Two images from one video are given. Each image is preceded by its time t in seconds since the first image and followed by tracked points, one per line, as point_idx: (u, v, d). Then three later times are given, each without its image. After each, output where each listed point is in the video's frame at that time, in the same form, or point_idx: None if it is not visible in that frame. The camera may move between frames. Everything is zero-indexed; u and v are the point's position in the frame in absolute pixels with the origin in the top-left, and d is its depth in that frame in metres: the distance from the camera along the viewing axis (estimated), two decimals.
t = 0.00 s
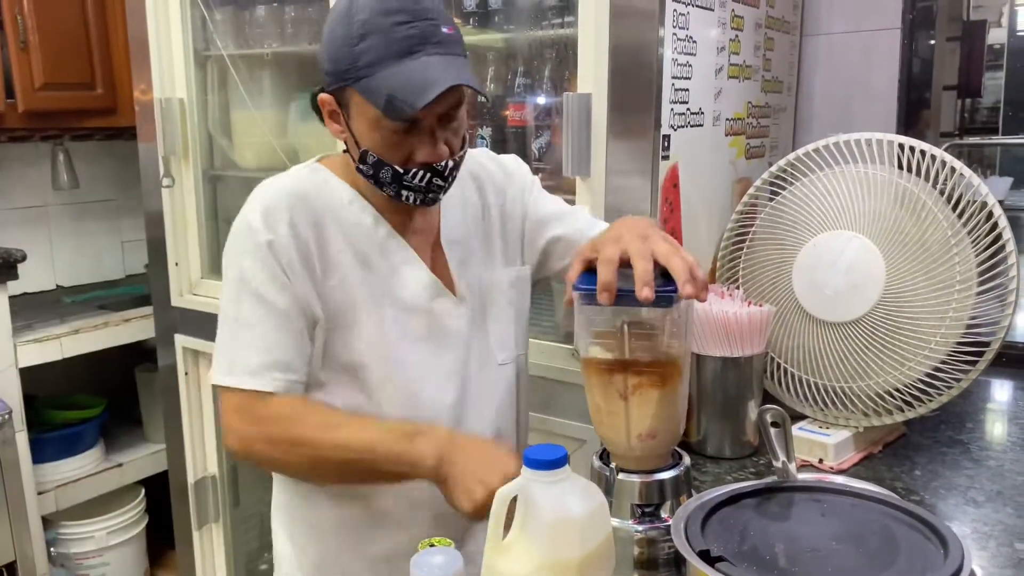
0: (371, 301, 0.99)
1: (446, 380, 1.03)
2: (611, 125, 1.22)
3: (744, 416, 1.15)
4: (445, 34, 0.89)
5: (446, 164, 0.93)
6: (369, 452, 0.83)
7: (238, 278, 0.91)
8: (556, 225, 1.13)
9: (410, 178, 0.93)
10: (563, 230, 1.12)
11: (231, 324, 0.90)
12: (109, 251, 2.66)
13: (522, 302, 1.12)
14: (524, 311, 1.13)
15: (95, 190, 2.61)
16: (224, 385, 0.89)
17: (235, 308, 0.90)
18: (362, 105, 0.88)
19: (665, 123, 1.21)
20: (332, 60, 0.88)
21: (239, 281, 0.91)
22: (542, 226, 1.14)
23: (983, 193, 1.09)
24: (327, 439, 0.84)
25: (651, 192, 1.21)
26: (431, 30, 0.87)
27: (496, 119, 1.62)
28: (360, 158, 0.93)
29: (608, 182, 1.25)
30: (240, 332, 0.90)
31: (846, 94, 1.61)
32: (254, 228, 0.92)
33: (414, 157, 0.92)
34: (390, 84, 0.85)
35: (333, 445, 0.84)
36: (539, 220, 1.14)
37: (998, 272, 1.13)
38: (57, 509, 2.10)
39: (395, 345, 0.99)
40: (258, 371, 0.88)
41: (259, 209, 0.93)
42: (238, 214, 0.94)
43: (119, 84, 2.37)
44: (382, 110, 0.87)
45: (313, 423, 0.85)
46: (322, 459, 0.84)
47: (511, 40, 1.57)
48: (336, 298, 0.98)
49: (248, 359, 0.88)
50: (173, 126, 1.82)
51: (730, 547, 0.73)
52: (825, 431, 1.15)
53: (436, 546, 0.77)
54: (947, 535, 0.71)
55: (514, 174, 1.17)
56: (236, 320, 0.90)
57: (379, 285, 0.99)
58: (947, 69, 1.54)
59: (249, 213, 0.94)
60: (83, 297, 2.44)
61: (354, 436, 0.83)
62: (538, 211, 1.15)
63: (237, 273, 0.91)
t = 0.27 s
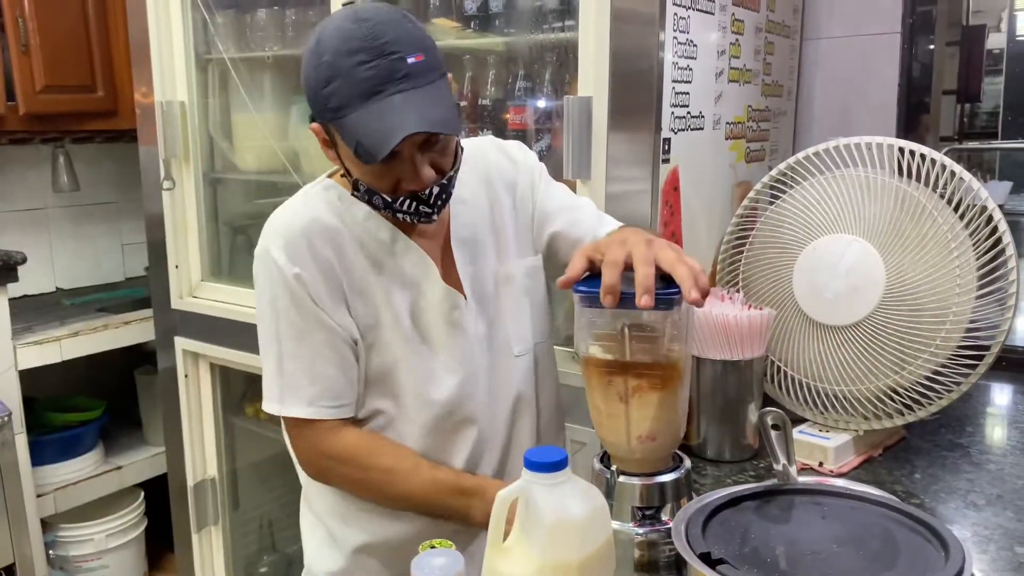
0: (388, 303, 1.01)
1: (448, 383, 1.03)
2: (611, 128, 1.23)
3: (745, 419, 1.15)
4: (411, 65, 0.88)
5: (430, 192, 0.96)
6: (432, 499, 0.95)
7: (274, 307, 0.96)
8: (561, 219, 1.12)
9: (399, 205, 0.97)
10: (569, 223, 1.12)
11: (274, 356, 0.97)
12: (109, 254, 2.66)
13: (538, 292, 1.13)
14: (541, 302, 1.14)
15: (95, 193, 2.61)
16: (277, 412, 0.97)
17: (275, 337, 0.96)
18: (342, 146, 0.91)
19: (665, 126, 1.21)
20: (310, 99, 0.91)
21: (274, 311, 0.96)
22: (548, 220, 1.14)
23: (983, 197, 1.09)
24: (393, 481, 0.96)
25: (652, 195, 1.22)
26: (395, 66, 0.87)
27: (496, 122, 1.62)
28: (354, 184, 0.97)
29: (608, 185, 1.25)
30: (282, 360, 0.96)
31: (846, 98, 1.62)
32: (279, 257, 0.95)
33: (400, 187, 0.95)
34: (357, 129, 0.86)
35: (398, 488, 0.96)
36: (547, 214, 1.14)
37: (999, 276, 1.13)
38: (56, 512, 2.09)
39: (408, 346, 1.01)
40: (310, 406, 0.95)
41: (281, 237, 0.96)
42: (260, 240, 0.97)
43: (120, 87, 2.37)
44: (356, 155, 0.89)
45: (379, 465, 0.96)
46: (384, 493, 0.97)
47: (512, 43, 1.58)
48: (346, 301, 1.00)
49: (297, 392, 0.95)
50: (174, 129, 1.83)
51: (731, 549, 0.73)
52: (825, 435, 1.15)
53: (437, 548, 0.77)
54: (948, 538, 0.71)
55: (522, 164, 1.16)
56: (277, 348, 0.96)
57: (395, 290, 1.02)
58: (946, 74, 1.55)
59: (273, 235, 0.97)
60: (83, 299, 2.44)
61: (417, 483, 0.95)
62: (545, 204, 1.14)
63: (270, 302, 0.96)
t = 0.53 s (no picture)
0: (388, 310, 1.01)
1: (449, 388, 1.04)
2: (611, 134, 1.23)
3: (744, 424, 1.15)
4: (397, 82, 0.88)
5: (424, 206, 0.96)
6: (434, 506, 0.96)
7: (278, 318, 0.96)
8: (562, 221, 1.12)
9: (394, 219, 0.97)
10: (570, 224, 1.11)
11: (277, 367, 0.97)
12: (109, 256, 2.66)
13: (539, 295, 1.14)
14: (543, 304, 1.14)
15: (96, 195, 2.61)
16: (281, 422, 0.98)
17: (278, 349, 0.97)
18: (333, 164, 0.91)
19: (666, 132, 1.22)
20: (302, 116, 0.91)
21: (277, 323, 0.96)
22: (550, 221, 1.14)
23: (982, 204, 1.10)
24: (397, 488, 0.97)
25: (652, 201, 1.22)
26: (381, 84, 0.87)
27: (497, 127, 1.63)
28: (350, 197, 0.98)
29: (609, 191, 1.25)
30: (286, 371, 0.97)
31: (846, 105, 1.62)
32: (282, 269, 0.96)
33: (394, 203, 0.95)
34: (345, 150, 0.87)
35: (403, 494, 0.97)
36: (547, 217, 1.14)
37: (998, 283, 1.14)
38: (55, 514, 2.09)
39: (413, 351, 1.02)
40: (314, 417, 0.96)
41: (284, 250, 0.97)
42: (263, 253, 0.98)
43: (121, 90, 2.37)
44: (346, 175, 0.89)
45: (384, 473, 0.97)
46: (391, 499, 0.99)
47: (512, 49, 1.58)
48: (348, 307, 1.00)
49: (301, 403, 0.96)
50: (175, 132, 1.83)
51: (730, 555, 0.73)
52: (824, 441, 1.15)
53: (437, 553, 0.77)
54: (947, 546, 0.72)
55: (523, 166, 1.16)
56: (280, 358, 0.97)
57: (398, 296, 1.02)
58: (945, 81, 1.55)
59: (276, 246, 0.97)
60: (83, 302, 2.44)
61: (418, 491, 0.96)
62: (546, 206, 1.14)
63: (274, 313, 0.96)
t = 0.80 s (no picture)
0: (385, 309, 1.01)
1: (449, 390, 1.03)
2: (613, 137, 1.23)
3: (745, 429, 1.15)
4: (394, 72, 0.88)
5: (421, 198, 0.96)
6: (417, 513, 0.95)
7: (272, 315, 0.97)
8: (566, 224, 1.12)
9: (393, 212, 0.97)
10: (574, 228, 1.11)
11: (267, 364, 0.98)
12: (109, 257, 2.65)
13: (540, 299, 1.14)
14: (543, 309, 1.14)
15: (96, 196, 2.61)
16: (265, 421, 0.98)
17: (270, 345, 0.97)
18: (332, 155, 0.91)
19: (667, 136, 1.22)
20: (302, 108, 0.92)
21: (270, 319, 0.97)
22: (553, 226, 1.14)
23: (984, 209, 1.10)
24: (379, 495, 0.96)
25: (653, 204, 1.22)
26: (379, 73, 0.88)
27: (498, 130, 1.63)
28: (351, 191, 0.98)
29: (610, 194, 1.25)
30: (276, 368, 0.97)
31: (847, 110, 1.62)
32: (278, 267, 0.96)
33: (392, 195, 0.95)
34: (341, 138, 0.87)
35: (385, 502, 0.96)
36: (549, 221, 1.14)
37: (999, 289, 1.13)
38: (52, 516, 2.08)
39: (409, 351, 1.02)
40: (300, 415, 0.96)
41: (281, 249, 0.97)
42: (260, 249, 0.98)
43: (122, 91, 2.37)
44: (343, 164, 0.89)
45: (367, 479, 0.96)
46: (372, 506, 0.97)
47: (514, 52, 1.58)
48: (347, 309, 1.01)
49: (288, 401, 0.96)
50: (176, 134, 1.83)
51: (732, 560, 0.72)
52: (825, 445, 1.15)
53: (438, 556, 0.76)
54: (949, 551, 0.71)
55: (526, 171, 1.16)
56: (272, 355, 0.97)
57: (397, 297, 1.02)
58: (946, 86, 1.56)
59: (272, 245, 0.98)
60: (82, 303, 2.43)
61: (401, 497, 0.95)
62: (549, 210, 1.14)
63: (266, 310, 0.97)
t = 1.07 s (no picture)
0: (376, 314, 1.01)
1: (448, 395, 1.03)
2: (615, 142, 1.23)
3: (745, 435, 1.15)
4: (406, 68, 0.89)
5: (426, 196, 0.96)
6: (346, 498, 0.91)
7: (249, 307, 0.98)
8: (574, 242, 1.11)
9: (398, 209, 0.97)
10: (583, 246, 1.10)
11: (241, 355, 0.99)
12: (109, 260, 2.66)
13: (540, 316, 1.12)
14: (544, 325, 1.13)
15: (96, 198, 2.61)
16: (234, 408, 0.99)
17: (244, 336, 0.98)
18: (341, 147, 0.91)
19: (669, 141, 1.22)
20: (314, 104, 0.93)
21: (249, 313, 0.98)
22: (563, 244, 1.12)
23: (984, 216, 1.10)
24: (312, 481, 0.94)
25: (655, 210, 1.22)
26: (390, 69, 0.88)
27: (499, 135, 1.63)
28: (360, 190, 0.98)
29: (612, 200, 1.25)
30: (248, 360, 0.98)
31: (848, 116, 1.62)
32: (266, 261, 0.97)
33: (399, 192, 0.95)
34: (350, 132, 0.87)
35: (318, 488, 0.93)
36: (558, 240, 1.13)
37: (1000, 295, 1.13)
38: (52, 518, 2.08)
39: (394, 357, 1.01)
40: (258, 405, 0.96)
41: (275, 245, 0.98)
42: (257, 243, 0.99)
43: (123, 94, 2.38)
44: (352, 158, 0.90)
45: (306, 466, 0.95)
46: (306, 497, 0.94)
47: (516, 57, 1.59)
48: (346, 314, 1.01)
49: (252, 393, 0.97)
50: (177, 137, 1.83)
51: (733, 567, 0.72)
52: (825, 451, 1.15)
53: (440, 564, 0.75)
54: (951, 558, 0.71)
55: (540, 188, 1.15)
56: (245, 347, 0.98)
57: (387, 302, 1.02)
58: (947, 92, 1.56)
59: (267, 240, 0.99)
60: (82, 305, 2.43)
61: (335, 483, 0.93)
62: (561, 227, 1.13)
63: (247, 302, 0.98)
